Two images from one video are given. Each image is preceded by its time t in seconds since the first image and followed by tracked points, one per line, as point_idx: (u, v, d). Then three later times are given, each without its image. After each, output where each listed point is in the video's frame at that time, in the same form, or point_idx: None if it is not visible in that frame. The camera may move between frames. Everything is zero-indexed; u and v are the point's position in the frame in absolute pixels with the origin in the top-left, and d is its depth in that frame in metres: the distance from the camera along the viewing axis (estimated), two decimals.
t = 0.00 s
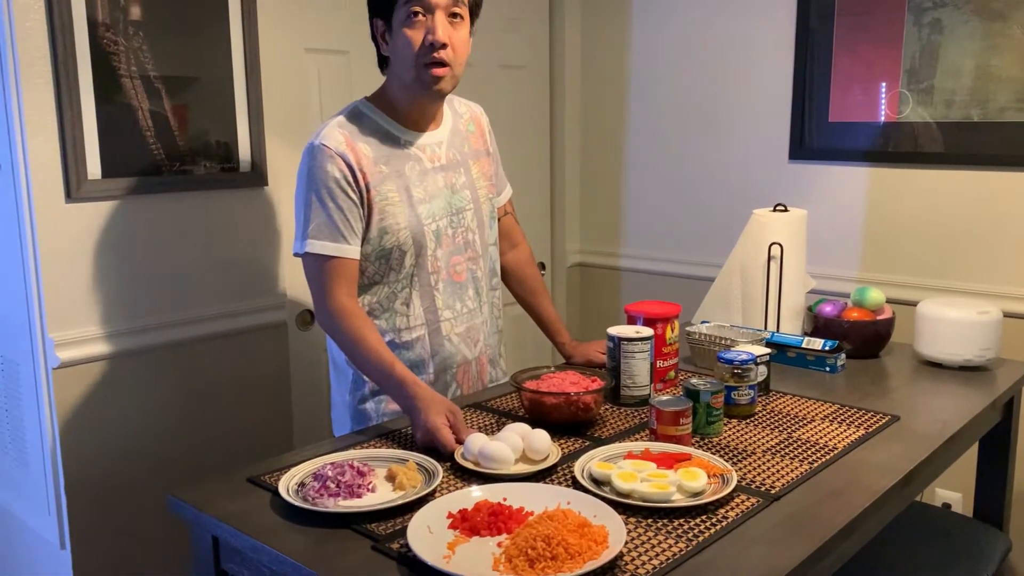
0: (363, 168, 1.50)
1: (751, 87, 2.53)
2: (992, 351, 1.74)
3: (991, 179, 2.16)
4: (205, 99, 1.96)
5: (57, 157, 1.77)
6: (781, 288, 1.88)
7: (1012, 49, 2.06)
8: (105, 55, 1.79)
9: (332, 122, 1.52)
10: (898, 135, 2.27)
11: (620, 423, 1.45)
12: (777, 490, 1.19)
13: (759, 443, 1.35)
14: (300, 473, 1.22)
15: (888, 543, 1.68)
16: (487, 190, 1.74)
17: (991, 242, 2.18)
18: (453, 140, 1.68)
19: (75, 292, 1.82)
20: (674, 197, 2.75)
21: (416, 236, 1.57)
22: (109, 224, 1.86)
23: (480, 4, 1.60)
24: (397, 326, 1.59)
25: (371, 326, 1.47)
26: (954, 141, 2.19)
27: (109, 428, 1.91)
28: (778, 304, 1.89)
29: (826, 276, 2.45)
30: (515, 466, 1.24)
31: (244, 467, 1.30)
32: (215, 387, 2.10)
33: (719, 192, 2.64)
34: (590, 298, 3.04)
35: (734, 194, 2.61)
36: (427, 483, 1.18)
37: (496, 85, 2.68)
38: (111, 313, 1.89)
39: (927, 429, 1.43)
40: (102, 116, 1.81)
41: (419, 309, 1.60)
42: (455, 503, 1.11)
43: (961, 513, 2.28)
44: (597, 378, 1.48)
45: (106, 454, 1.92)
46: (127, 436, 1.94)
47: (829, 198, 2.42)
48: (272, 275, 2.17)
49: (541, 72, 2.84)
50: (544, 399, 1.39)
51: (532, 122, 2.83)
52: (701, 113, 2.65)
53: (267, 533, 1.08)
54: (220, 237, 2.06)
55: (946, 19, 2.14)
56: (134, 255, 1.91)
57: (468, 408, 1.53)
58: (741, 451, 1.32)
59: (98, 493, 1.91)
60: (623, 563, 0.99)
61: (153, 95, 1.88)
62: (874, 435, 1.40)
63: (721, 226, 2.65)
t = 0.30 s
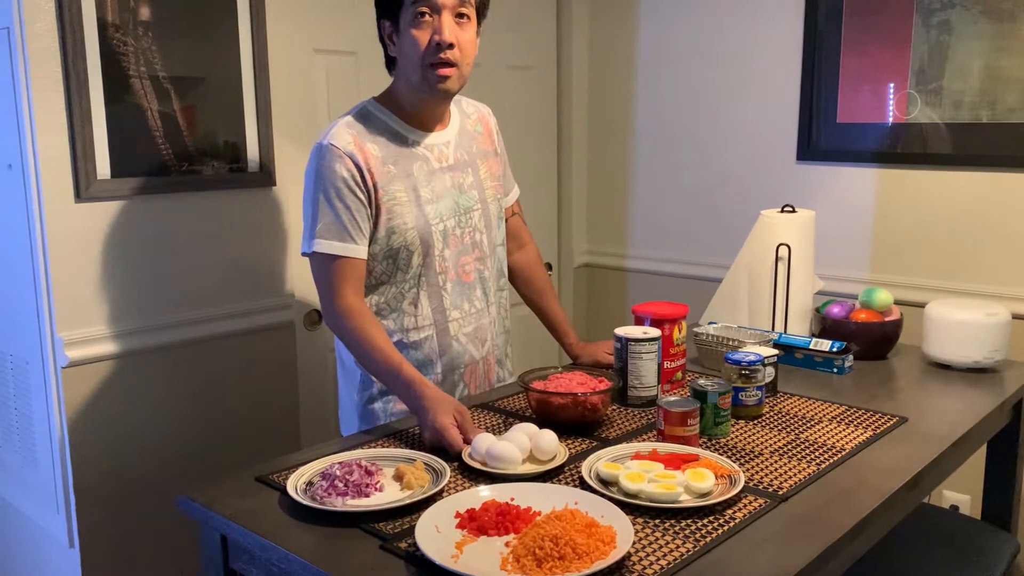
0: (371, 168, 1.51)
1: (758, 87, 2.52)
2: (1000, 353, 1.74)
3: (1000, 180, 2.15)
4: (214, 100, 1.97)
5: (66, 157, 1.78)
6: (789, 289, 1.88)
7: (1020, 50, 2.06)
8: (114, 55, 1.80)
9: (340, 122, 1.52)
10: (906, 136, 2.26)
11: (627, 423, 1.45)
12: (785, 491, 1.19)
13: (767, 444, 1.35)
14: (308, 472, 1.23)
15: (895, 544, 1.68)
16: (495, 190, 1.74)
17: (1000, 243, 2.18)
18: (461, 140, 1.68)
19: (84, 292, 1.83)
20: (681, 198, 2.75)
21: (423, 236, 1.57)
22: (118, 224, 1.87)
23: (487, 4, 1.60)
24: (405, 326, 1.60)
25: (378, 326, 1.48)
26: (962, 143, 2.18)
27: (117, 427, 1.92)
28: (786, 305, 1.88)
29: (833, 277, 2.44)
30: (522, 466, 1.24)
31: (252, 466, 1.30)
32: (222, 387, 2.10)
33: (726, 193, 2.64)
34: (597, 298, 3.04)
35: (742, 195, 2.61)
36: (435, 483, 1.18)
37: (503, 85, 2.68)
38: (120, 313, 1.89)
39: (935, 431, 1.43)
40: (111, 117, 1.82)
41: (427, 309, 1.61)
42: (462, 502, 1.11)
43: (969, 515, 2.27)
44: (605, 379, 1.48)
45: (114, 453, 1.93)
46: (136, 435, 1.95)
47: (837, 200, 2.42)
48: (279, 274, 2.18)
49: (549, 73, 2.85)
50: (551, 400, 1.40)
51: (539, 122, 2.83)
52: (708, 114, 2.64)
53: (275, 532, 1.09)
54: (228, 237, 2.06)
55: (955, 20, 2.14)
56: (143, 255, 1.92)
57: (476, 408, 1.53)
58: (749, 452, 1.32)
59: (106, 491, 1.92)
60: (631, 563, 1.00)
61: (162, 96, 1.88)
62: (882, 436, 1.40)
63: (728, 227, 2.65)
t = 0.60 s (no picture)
0: (382, 165, 1.51)
1: (767, 87, 2.52)
2: (1010, 353, 1.73)
3: (1010, 180, 2.14)
4: (223, 99, 1.98)
5: (77, 156, 1.78)
6: (798, 290, 1.87)
7: None
8: (125, 55, 1.81)
9: (351, 119, 1.52)
10: (916, 136, 2.26)
11: (636, 423, 1.45)
12: (795, 490, 1.18)
13: (776, 444, 1.35)
14: (318, 470, 1.23)
15: (905, 545, 1.68)
16: (505, 188, 1.74)
17: (1010, 244, 2.17)
18: (471, 138, 1.68)
19: (94, 289, 1.84)
20: (689, 198, 2.75)
21: (433, 234, 1.57)
22: (127, 223, 1.87)
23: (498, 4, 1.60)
24: (414, 324, 1.60)
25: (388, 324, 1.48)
26: (972, 143, 2.18)
27: (126, 424, 1.93)
28: (795, 305, 1.88)
29: (842, 277, 2.44)
30: (531, 465, 1.24)
31: (262, 464, 1.31)
32: (231, 385, 2.11)
33: (735, 193, 2.64)
34: (605, 298, 3.03)
35: (750, 195, 2.61)
36: (444, 481, 1.19)
37: (511, 85, 2.69)
38: (130, 311, 1.90)
39: (944, 431, 1.42)
40: (122, 115, 1.82)
41: (436, 307, 1.61)
42: (472, 500, 1.11)
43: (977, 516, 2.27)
44: (613, 378, 1.48)
45: (123, 450, 1.93)
46: (145, 433, 1.96)
47: (846, 200, 2.41)
48: (288, 273, 2.18)
49: (557, 72, 2.85)
50: (560, 399, 1.40)
51: (547, 122, 2.83)
52: (717, 113, 2.64)
53: (285, 529, 1.09)
54: (237, 236, 2.07)
55: (965, 20, 2.13)
56: (152, 253, 1.92)
57: (484, 407, 1.53)
58: (758, 452, 1.32)
59: (114, 489, 1.93)
60: (640, 562, 0.99)
61: (172, 95, 1.89)
62: (891, 436, 1.39)
63: (736, 227, 2.65)
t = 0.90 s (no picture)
0: (387, 161, 1.51)
1: (771, 85, 2.52)
2: (1015, 352, 1.73)
3: (1015, 179, 2.14)
4: (227, 97, 1.98)
5: (81, 154, 1.78)
6: (802, 288, 1.87)
7: None
8: (129, 53, 1.81)
9: (356, 116, 1.53)
10: (920, 135, 2.25)
11: (640, 421, 1.45)
12: (799, 489, 1.18)
13: (780, 443, 1.35)
14: (322, 468, 1.23)
15: (909, 545, 1.67)
16: (509, 186, 1.74)
17: (1014, 243, 2.16)
18: (476, 136, 1.68)
19: (98, 287, 1.84)
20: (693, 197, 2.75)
21: (438, 231, 1.57)
22: (131, 221, 1.87)
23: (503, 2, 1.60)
24: (419, 321, 1.60)
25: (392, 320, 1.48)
26: (976, 142, 2.17)
27: (130, 422, 1.93)
28: (799, 304, 1.88)
29: (846, 276, 2.43)
30: (534, 463, 1.24)
31: (266, 461, 1.31)
32: (234, 384, 2.11)
33: (739, 191, 2.63)
34: (608, 296, 3.03)
35: (754, 193, 2.60)
36: (448, 478, 1.19)
37: (515, 83, 2.68)
38: (134, 309, 1.90)
39: (949, 430, 1.42)
40: (126, 113, 1.82)
41: (440, 304, 1.61)
42: (477, 498, 1.11)
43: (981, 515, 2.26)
44: (617, 376, 1.48)
45: (127, 448, 1.93)
46: (149, 431, 1.96)
47: (850, 198, 2.41)
48: (292, 272, 2.19)
49: (561, 71, 2.84)
50: (564, 397, 1.40)
51: (551, 121, 2.83)
52: (721, 111, 2.64)
53: (289, 526, 1.09)
54: (241, 234, 2.07)
55: (970, 18, 2.12)
56: (156, 251, 1.92)
57: (488, 405, 1.53)
58: (762, 450, 1.32)
59: (118, 487, 1.93)
60: (644, 560, 0.99)
61: (176, 94, 1.89)
62: (896, 435, 1.39)
63: (739, 225, 2.64)
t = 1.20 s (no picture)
0: (387, 161, 1.51)
1: (774, 84, 2.51)
2: (1019, 351, 1.72)
3: (1018, 178, 2.13)
4: (229, 96, 1.98)
5: (84, 153, 1.78)
6: (806, 287, 1.87)
7: None
8: (132, 52, 1.81)
9: (356, 116, 1.53)
10: (924, 134, 2.25)
11: (644, 420, 1.45)
12: (803, 488, 1.18)
13: (784, 442, 1.35)
14: (326, 466, 1.23)
15: (913, 544, 1.67)
16: (509, 185, 1.74)
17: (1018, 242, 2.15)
18: (476, 135, 1.68)
19: (100, 286, 1.84)
20: (695, 195, 2.74)
21: (439, 229, 1.57)
22: (134, 220, 1.87)
23: None
24: (421, 319, 1.60)
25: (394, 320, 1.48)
26: (980, 141, 2.17)
27: (133, 421, 1.93)
28: (803, 303, 1.88)
29: (849, 275, 2.43)
30: (538, 462, 1.24)
31: (269, 460, 1.31)
32: (237, 383, 2.11)
33: (742, 190, 2.63)
34: (611, 295, 3.03)
35: (757, 192, 2.60)
36: (452, 477, 1.19)
37: (517, 82, 2.69)
38: (137, 308, 1.90)
39: (953, 429, 1.42)
40: (129, 112, 1.82)
41: (442, 302, 1.61)
42: (481, 496, 1.11)
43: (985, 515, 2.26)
44: (620, 375, 1.48)
45: (130, 447, 1.94)
46: (151, 430, 1.96)
47: (853, 197, 2.41)
48: (295, 271, 2.19)
49: (563, 70, 2.84)
50: (567, 396, 1.40)
51: (553, 120, 2.83)
52: (723, 110, 2.64)
53: (293, 525, 1.09)
54: (244, 233, 2.07)
55: (974, 16, 2.12)
56: (159, 250, 1.92)
57: (491, 404, 1.53)
58: (766, 449, 1.32)
59: (121, 486, 1.93)
60: (648, 559, 0.99)
61: (179, 93, 1.89)
62: (900, 434, 1.39)
63: (742, 224, 2.64)
